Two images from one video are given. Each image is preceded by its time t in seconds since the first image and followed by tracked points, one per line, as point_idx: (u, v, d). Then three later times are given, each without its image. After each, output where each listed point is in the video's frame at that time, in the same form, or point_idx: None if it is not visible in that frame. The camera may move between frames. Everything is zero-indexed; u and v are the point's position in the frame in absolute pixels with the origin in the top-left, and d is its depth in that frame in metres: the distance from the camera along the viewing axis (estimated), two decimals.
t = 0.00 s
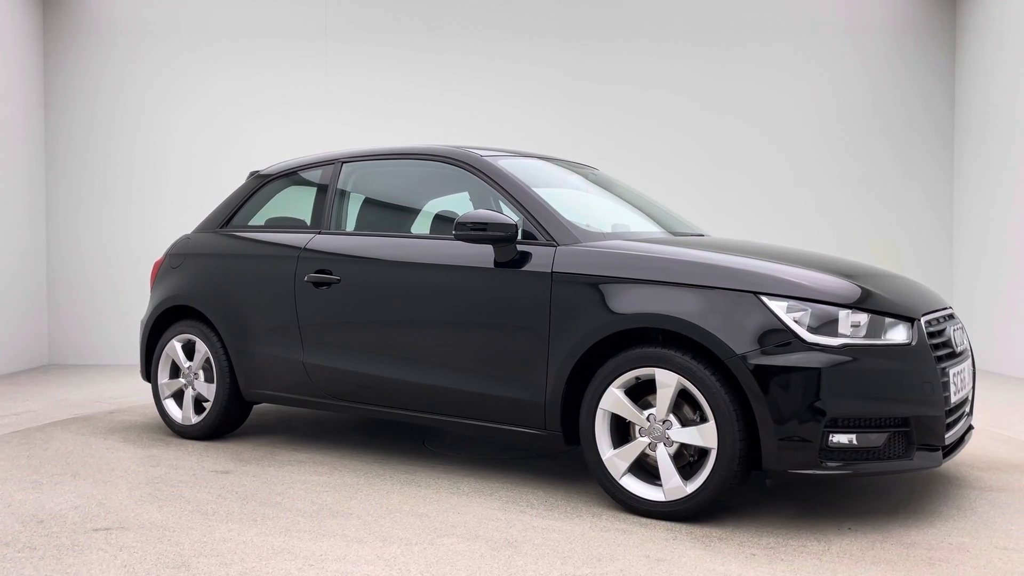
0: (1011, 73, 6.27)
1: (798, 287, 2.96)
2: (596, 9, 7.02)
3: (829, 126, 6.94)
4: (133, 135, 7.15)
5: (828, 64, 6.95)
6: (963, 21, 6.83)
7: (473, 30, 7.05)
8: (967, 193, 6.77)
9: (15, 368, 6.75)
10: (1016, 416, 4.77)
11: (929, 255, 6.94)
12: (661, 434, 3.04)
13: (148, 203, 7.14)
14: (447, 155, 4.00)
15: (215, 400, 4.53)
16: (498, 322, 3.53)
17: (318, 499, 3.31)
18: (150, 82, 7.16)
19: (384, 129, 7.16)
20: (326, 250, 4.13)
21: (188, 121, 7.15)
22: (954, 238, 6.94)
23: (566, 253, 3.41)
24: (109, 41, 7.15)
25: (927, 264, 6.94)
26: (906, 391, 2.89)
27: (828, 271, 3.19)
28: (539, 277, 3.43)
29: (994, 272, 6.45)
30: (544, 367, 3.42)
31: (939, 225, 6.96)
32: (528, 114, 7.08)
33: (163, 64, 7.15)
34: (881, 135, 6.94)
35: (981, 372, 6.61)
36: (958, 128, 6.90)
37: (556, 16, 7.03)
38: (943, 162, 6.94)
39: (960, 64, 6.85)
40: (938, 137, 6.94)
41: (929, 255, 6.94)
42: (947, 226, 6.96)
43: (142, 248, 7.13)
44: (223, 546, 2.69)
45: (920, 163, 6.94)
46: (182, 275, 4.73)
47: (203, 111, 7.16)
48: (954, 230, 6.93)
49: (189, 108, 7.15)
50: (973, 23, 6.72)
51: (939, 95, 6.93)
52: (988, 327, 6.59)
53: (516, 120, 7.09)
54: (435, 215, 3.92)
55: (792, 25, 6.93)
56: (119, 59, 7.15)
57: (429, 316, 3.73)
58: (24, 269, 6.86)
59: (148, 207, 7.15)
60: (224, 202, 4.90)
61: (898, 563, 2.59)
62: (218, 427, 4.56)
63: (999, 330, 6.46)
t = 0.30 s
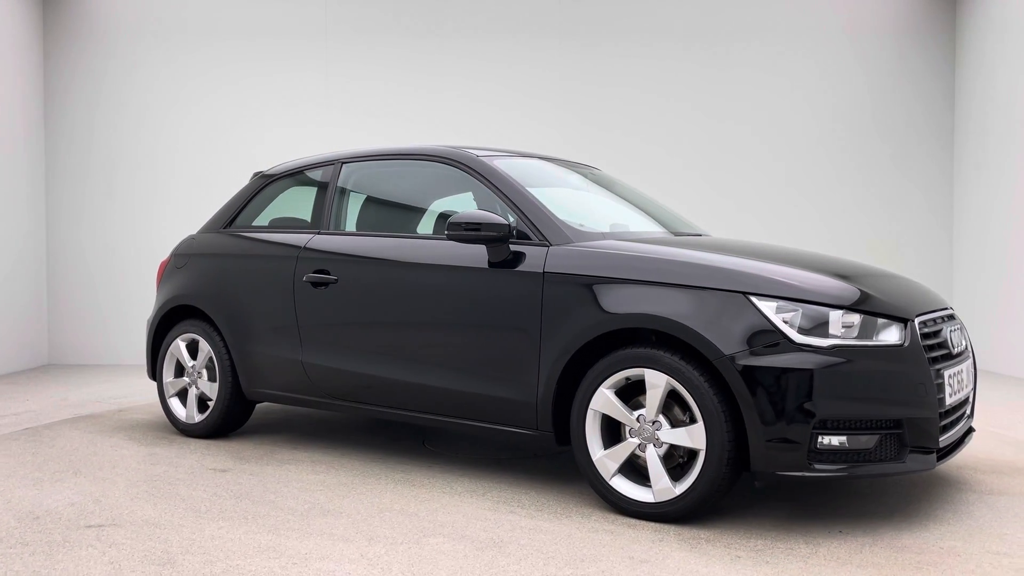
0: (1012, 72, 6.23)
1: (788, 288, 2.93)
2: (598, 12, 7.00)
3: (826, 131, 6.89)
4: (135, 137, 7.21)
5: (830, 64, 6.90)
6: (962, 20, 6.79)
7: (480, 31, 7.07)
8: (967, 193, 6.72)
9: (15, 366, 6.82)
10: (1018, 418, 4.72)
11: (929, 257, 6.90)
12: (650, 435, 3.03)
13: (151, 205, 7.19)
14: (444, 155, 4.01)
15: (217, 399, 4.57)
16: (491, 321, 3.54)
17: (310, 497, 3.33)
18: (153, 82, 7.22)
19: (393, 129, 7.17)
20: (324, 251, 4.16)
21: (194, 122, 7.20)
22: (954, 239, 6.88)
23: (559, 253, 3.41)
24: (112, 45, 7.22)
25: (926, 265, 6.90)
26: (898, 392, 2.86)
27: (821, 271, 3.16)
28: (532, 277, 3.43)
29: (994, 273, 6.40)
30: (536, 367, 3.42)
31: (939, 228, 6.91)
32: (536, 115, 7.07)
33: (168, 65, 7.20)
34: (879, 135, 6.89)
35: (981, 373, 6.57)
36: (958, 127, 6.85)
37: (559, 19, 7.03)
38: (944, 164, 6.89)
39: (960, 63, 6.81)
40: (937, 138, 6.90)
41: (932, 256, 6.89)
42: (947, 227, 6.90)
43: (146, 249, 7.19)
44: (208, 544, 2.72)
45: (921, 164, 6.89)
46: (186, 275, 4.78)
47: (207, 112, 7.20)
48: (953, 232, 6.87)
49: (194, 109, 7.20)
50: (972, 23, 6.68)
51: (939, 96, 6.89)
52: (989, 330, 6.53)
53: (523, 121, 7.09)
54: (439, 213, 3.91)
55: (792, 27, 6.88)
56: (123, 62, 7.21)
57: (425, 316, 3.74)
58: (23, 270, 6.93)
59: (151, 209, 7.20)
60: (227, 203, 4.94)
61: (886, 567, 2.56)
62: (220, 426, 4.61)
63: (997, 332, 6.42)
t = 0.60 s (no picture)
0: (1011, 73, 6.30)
1: (777, 288, 2.91)
2: (601, 14, 7.07)
3: (826, 132, 6.98)
4: (140, 137, 7.26)
5: (830, 65, 6.99)
6: (962, 22, 6.88)
7: (488, 32, 7.11)
8: (967, 193, 6.81)
9: (14, 365, 6.85)
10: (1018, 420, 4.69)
11: (929, 255, 6.98)
12: (639, 436, 3.02)
13: (156, 204, 7.25)
14: (441, 155, 4.02)
15: (220, 398, 4.62)
16: (485, 321, 3.54)
17: (303, 496, 3.35)
18: (158, 82, 7.27)
19: (401, 129, 7.20)
20: (322, 251, 4.18)
21: (201, 122, 7.25)
22: (954, 237, 6.98)
23: (551, 253, 3.41)
24: (116, 46, 7.26)
25: (926, 263, 6.99)
26: (889, 394, 2.82)
27: (815, 271, 3.13)
28: (524, 277, 3.44)
29: (993, 271, 6.49)
30: (528, 367, 3.42)
31: (938, 228, 7.01)
32: (541, 116, 7.13)
33: (173, 65, 7.26)
34: (880, 136, 6.98)
35: (980, 371, 6.65)
36: (957, 127, 6.94)
37: (565, 20, 7.09)
38: (943, 162, 6.99)
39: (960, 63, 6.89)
40: (937, 137, 6.99)
41: (932, 254, 6.98)
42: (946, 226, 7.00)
43: (151, 249, 7.25)
44: (198, 541, 2.75)
45: (920, 163, 6.98)
46: (190, 275, 4.83)
47: (214, 112, 7.25)
48: (954, 231, 6.97)
49: (199, 109, 7.25)
50: (972, 24, 6.77)
51: (939, 96, 6.98)
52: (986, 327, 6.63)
53: (529, 121, 7.13)
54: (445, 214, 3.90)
55: (793, 28, 6.98)
56: (127, 62, 7.26)
57: (420, 316, 3.75)
58: (24, 269, 6.98)
59: (158, 209, 7.27)
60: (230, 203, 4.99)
61: (873, 570, 2.53)
62: (223, 425, 4.66)
63: (991, 325, 6.52)
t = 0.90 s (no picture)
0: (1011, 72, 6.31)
1: (766, 288, 2.89)
2: (609, 14, 7.08)
3: (827, 132, 6.99)
4: (144, 137, 7.33)
5: (833, 65, 7.01)
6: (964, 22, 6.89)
7: (495, 32, 7.13)
8: (967, 192, 6.82)
9: (16, 365, 6.93)
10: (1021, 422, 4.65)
11: (930, 254, 6.99)
12: (628, 436, 3.02)
13: (158, 205, 7.32)
14: (438, 155, 4.04)
15: (222, 397, 4.66)
16: (478, 321, 3.55)
17: (296, 494, 3.38)
18: (163, 83, 7.33)
19: (409, 129, 7.22)
20: (321, 251, 4.21)
21: (207, 123, 7.31)
22: (954, 237, 6.99)
23: (543, 253, 3.41)
24: (119, 47, 7.33)
25: (927, 263, 6.99)
26: (879, 395, 2.79)
27: (807, 271, 3.10)
28: (516, 277, 3.44)
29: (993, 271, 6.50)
30: (520, 368, 3.42)
31: (939, 227, 7.02)
32: (549, 116, 7.14)
33: (177, 66, 7.31)
34: (883, 135, 6.99)
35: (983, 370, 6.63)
36: (958, 126, 6.95)
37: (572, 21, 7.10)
38: (944, 161, 7.00)
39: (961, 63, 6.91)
40: (937, 136, 7.00)
41: (933, 254, 6.98)
42: (947, 225, 7.01)
43: (152, 249, 7.33)
44: (186, 539, 2.78)
45: (920, 163, 7.00)
46: (194, 275, 4.88)
47: (221, 113, 7.31)
48: (954, 230, 6.98)
49: (204, 109, 7.32)
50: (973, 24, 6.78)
51: (939, 96, 7.00)
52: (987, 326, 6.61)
53: (536, 121, 7.14)
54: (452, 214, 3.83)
55: (798, 27, 6.98)
56: (131, 63, 7.33)
57: (415, 316, 3.77)
58: (24, 269, 7.05)
59: (160, 210, 7.33)
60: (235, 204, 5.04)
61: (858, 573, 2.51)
62: (226, 423, 4.70)
63: (994, 324, 6.50)
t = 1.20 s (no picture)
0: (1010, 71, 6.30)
1: (754, 288, 2.87)
2: (616, 14, 7.09)
3: (831, 131, 7.01)
4: (147, 138, 7.39)
5: (835, 65, 7.02)
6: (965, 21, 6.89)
7: (502, 33, 7.15)
8: (967, 191, 6.82)
9: (18, 364, 7.02)
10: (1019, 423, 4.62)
11: (931, 253, 6.99)
12: (617, 437, 3.01)
13: (161, 205, 7.40)
14: (434, 156, 4.05)
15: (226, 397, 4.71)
16: (470, 322, 3.56)
17: (290, 492, 3.41)
18: (167, 84, 7.40)
19: (418, 130, 7.26)
20: (319, 250, 4.24)
21: (212, 124, 7.38)
22: (954, 236, 6.98)
23: (535, 253, 3.41)
24: (123, 48, 7.39)
25: (927, 262, 6.99)
26: (868, 397, 2.76)
27: (798, 271, 3.07)
28: (508, 277, 3.44)
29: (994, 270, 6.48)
30: (511, 368, 3.42)
31: (939, 226, 7.03)
32: (556, 116, 7.15)
33: (183, 67, 7.38)
34: (884, 135, 7.00)
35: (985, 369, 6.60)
36: (958, 126, 6.96)
37: (579, 21, 7.11)
38: (943, 160, 7.01)
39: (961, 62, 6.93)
40: (937, 135, 7.02)
41: (933, 253, 6.99)
42: (947, 224, 7.02)
43: (155, 249, 7.41)
44: (175, 536, 2.80)
45: (919, 162, 7.01)
46: (199, 275, 4.93)
47: (228, 114, 7.38)
48: (955, 229, 6.98)
49: (209, 110, 7.38)
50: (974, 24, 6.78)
51: (939, 96, 7.02)
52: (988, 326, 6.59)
53: (543, 120, 7.15)
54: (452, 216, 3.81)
55: (801, 27, 7.01)
56: (136, 64, 7.39)
57: (409, 315, 3.78)
58: (25, 268, 7.13)
59: (163, 210, 7.41)
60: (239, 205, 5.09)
61: None
62: (229, 423, 4.76)
63: (996, 324, 6.48)
